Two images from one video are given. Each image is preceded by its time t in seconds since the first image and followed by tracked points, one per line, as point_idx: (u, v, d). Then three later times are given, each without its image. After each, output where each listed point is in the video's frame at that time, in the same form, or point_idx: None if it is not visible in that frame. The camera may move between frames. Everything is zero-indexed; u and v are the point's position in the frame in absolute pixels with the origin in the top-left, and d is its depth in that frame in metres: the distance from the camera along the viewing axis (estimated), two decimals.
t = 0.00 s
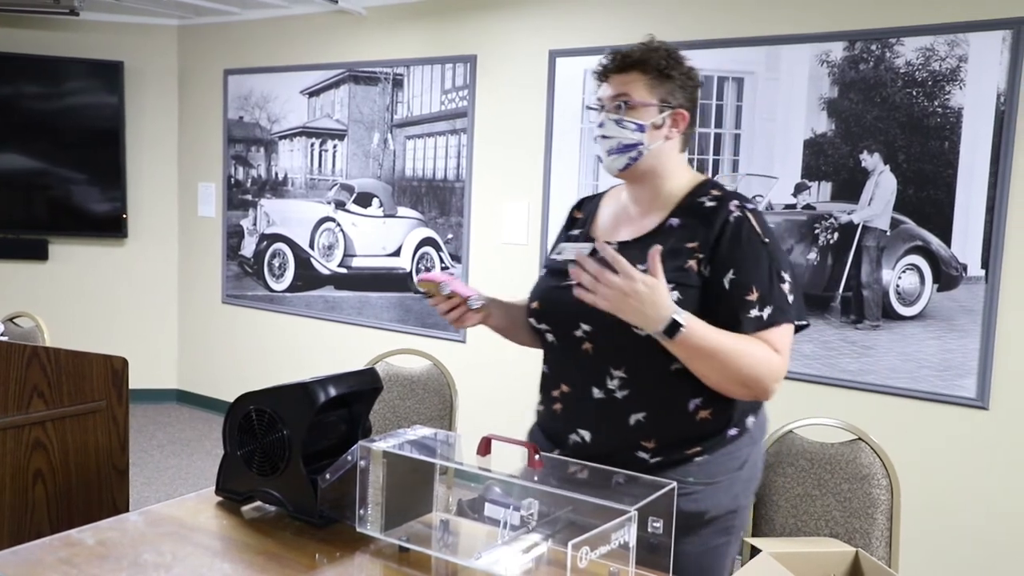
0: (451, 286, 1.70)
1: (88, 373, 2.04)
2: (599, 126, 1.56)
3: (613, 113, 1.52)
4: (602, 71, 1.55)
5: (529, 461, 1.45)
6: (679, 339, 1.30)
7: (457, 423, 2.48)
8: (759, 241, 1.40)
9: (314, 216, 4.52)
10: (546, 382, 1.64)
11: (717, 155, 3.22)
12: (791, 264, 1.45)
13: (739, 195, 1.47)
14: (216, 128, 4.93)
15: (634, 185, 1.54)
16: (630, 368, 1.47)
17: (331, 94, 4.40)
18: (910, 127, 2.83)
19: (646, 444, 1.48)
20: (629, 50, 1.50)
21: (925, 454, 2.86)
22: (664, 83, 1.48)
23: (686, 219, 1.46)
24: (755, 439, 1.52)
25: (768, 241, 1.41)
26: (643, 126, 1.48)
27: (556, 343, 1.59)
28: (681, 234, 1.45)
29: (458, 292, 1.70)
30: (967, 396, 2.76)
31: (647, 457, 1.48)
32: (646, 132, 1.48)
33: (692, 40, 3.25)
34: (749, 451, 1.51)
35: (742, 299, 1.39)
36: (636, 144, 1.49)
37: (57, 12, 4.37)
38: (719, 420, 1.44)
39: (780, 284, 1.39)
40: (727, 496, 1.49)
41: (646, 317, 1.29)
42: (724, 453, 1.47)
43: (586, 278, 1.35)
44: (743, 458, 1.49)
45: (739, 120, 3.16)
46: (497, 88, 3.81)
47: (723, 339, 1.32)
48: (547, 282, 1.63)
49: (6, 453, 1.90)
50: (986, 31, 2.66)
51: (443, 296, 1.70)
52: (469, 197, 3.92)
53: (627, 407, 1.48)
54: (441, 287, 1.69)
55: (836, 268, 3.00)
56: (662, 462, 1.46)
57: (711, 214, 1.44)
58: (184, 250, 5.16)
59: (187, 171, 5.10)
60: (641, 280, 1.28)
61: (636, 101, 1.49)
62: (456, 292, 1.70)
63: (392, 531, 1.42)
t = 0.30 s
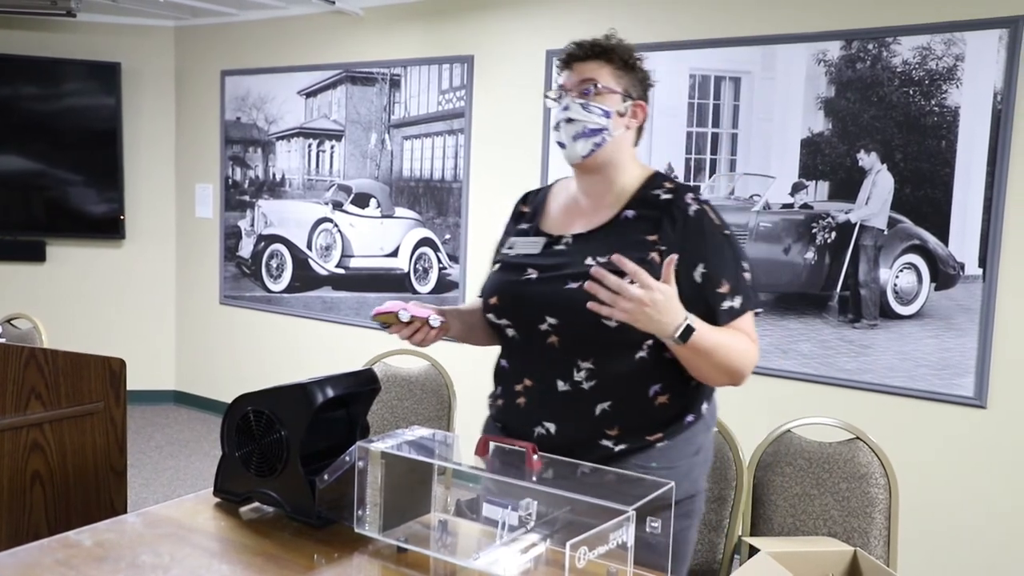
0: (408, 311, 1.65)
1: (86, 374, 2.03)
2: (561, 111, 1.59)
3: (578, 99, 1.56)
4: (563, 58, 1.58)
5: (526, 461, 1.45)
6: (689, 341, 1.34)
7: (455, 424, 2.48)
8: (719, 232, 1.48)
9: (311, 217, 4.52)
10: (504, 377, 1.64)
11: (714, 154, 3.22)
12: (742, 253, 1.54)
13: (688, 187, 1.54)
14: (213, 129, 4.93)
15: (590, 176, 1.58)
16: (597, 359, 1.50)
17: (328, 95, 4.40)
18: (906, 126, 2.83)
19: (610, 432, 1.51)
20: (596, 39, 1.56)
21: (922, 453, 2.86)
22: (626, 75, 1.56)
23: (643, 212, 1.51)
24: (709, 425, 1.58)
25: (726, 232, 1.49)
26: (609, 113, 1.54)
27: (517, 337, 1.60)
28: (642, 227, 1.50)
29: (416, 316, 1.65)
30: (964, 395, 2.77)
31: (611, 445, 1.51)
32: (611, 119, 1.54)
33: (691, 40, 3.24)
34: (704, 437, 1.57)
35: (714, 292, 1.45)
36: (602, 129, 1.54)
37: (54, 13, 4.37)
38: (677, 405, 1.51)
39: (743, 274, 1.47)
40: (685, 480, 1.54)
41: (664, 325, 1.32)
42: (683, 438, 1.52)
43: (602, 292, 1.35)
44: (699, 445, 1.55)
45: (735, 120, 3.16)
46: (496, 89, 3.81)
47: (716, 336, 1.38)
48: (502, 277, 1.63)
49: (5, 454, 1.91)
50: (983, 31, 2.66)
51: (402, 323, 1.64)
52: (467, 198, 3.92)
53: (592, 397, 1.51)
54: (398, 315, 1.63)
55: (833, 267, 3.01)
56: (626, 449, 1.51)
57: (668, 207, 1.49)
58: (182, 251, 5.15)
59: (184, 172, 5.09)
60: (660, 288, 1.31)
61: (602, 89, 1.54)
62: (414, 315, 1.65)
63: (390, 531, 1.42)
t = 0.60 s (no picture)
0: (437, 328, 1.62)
1: (85, 375, 2.03)
2: (544, 109, 1.61)
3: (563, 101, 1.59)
4: (546, 58, 1.61)
5: (526, 462, 1.44)
6: (638, 339, 1.40)
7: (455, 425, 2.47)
8: (692, 228, 1.53)
9: (311, 218, 4.52)
10: (481, 373, 1.63)
11: (714, 155, 3.23)
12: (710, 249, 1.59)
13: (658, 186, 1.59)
14: (213, 130, 4.93)
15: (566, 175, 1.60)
16: (583, 352, 1.51)
17: (327, 96, 4.40)
18: (906, 127, 2.83)
19: (593, 423, 1.52)
20: (583, 43, 1.59)
21: (922, 453, 2.86)
22: (608, 82, 1.61)
23: (619, 209, 1.55)
24: (681, 414, 1.62)
25: (697, 227, 1.54)
26: (593, 115, 1.58)
27: (497, 332, 1.59)
28: (619, 224, 1.54)
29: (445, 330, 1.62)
30: (964, 395, 2.77)
31: (594, 436, 1.52)
32: (594, 122, 1.58)
33: (692, 41, 3.24)
34: (676, 426, 1.61)
35: (686, 284, 1.49)
36: (586, 131, 1.57)
37: (54, 15, 4.37)
38: (653, 396, 1.54)
39: (714, 268, 1.52)
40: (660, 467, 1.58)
41: (606, 328, 1.38)
42: (660, 427, 1.56)
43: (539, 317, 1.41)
44: (672, 433, 1.59)
45: (734, 120, 3.17)
46: (496, 89, 3.81)
47: (674, 332, 1.43)
48: (481, 272, 1.62)
49: (5, 454, 1.91)
50: (981, 31, 2.67)
51: (433, 339, 1.61)
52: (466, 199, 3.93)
53: (577, 390, 1.52)
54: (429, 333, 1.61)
55: (832, 268, 3.02)
56: (608, 439, 1.52)
57: (642, 203, 1.54)
58: (181, 251, 5.15)
59: (184, 173, 5.09)
60: (590, 295, 1.39)
61: (587, 92, 1.58)
62: (443, 330, 1.62)
63: (390, 532, 1.42)
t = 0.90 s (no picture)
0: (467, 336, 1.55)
1: (86, 377, 2.03)
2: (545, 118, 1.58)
3: (564, 108, 1.57)
4: (544, 63, 1.57)
5: (527, 462, 1.44)
6: (625, 335, 1.45)
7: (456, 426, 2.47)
8: (679, 227, 1.56)
9: (311, 219, 4.52)
10: (470, 366, 1.61)
11: (713, 155, 3.23)
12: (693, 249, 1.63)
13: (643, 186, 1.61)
14: (213, 131, 4.93)
15: (557, 175, 1.60)
16: (576, 343, 1.51)
17: (327, 97, 4.40)
18: (905, 127, 2.83)
19: (584, 414, 1.53)
20: (579, 45, 1.56)
21: (922, 453, 2.86)
22: (603, 86, 1.59)
23: (608, 207, 1.56)
24: (665, 405, 1.64)
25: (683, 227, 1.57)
26: (592, 123, 1.58)
27: (489, 325, 1.58)
28: (608, 220, 1.55)
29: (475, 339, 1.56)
30: (964, 395, 2.77)
31: (584, 427, 1.53)
32: (594, 129, 1.59)
33: (692, 41, 3.24)
34: (663, 417, 1.63)
35: (673, 281, 1.52)
36: (586, 139, 1.58)
37: (54, 16, 4.38)
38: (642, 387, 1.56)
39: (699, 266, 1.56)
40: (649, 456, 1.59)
41: (592, 322, 1.44)
42: (647, 416, 1.58)
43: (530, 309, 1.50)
44: (659, 423, 1.61)
45: (734, 120, 3.17)
46: (496, 90, 3.80)
47: (656, 328, 1.47)
48: (471, 266, 1.61)
49: (5, 456, 1.91)
50: (980, 31, 2.67)
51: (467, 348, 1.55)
52: (466, 199, 3.93)
53: (569, 381, 1.53)
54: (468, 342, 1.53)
55: (832, 268, 3.02)
56: (597, 429, 1.53)
57: (631, 202, 1.55)
58: (181, 253, 5.15)
59: (184, 174, 5.09)
60: (576, 289, 1.46)
61: (587, 99, 1.57)
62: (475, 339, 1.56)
63: (391, 532, 1.42)
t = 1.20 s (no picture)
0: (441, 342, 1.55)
1: (85, 377, 2.04)
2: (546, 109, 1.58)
3: (565, 102, 1.59)
4: (549, 58, 1.59)
5: (526, 462, 1.43)
6: (633, 343, 1.45)
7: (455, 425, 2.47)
8: (672, 229, 1.58)
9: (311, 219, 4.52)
10: (465, 366, 1.61)
11: (713, 156, 3.23)
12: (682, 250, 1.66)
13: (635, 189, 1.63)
14: (212, 131, 4.92)
15: (553, 173, 1.61)
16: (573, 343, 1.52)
17: (327, 97, 4.40)
18: (905, 128, 2.84)
19: (579, 414, 1.54)
20: (584, 46, 1.59)
21: (922, 454, 2.86)
22: (603, 88, 1.62)
23: (603, 209, 1.57)
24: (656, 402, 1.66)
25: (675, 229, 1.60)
26: (591, 120, 1.60)
27: (485, 326, 1.58)
28: (603, 222, 1.56)
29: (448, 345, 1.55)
30: (963, 395, 2.77)
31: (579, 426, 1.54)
32: (592, 127, 1.60)
33: (693, 42, 3.24)
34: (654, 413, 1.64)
35: (670, 283, 1.54)
36: (585, 135, 1.59)
37: (53, 16, 4.38)
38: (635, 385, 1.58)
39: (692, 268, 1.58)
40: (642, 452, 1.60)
41: (604, 332, 1.43)
42: (640, 412, 1.59)
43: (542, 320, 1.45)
44: (651, 418, 1.63)
45: (734, 121, 3.17)
46: (497, 90, 3.80)
47: (657, 333, 1.48)
48: (467, 266, 1.61)
49: (3, 456, 1.90)
50: (980, 32, 2.67)
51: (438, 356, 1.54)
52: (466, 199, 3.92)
53: (565, 381, 1.53)
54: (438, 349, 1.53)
55: (831, 269, 3.02)
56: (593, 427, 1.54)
57: (626, 205, 1.56)
58: (181, 252, 5.15)
59: (183, 174, 5.09)
60: (589, 301, 1.42)
61: (588, 96, 1.59)
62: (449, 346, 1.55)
63: (389, 532, 1.43)
